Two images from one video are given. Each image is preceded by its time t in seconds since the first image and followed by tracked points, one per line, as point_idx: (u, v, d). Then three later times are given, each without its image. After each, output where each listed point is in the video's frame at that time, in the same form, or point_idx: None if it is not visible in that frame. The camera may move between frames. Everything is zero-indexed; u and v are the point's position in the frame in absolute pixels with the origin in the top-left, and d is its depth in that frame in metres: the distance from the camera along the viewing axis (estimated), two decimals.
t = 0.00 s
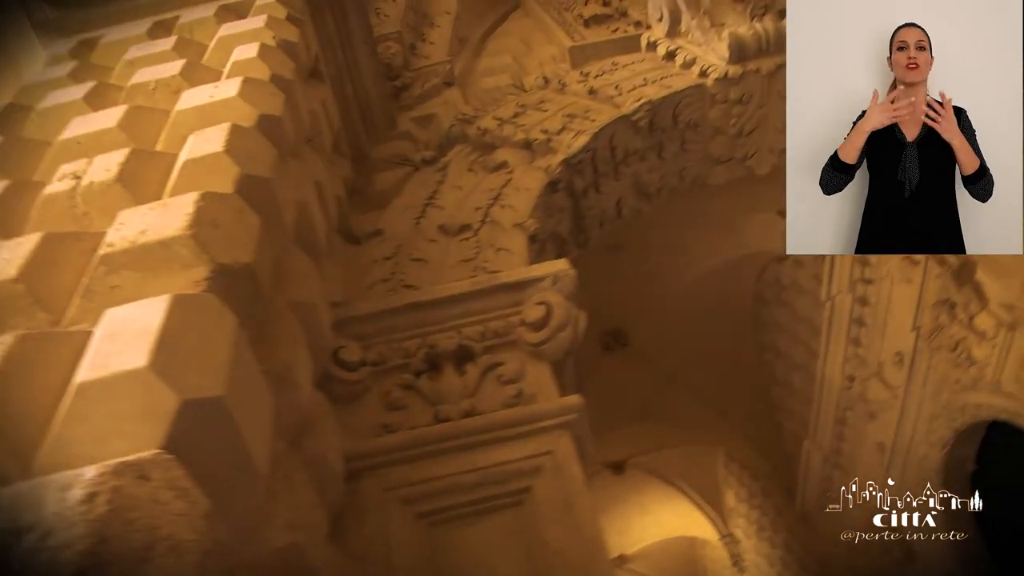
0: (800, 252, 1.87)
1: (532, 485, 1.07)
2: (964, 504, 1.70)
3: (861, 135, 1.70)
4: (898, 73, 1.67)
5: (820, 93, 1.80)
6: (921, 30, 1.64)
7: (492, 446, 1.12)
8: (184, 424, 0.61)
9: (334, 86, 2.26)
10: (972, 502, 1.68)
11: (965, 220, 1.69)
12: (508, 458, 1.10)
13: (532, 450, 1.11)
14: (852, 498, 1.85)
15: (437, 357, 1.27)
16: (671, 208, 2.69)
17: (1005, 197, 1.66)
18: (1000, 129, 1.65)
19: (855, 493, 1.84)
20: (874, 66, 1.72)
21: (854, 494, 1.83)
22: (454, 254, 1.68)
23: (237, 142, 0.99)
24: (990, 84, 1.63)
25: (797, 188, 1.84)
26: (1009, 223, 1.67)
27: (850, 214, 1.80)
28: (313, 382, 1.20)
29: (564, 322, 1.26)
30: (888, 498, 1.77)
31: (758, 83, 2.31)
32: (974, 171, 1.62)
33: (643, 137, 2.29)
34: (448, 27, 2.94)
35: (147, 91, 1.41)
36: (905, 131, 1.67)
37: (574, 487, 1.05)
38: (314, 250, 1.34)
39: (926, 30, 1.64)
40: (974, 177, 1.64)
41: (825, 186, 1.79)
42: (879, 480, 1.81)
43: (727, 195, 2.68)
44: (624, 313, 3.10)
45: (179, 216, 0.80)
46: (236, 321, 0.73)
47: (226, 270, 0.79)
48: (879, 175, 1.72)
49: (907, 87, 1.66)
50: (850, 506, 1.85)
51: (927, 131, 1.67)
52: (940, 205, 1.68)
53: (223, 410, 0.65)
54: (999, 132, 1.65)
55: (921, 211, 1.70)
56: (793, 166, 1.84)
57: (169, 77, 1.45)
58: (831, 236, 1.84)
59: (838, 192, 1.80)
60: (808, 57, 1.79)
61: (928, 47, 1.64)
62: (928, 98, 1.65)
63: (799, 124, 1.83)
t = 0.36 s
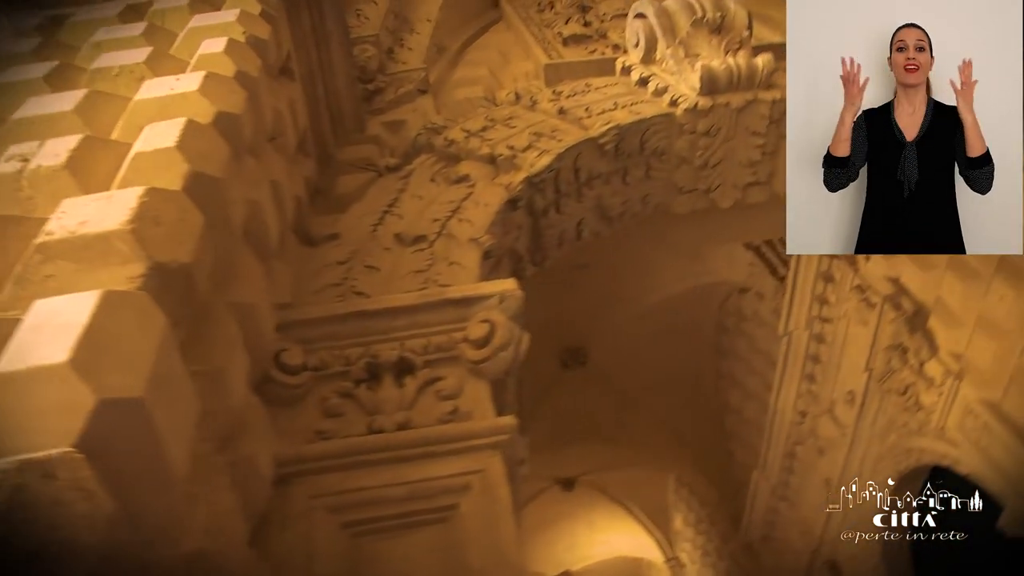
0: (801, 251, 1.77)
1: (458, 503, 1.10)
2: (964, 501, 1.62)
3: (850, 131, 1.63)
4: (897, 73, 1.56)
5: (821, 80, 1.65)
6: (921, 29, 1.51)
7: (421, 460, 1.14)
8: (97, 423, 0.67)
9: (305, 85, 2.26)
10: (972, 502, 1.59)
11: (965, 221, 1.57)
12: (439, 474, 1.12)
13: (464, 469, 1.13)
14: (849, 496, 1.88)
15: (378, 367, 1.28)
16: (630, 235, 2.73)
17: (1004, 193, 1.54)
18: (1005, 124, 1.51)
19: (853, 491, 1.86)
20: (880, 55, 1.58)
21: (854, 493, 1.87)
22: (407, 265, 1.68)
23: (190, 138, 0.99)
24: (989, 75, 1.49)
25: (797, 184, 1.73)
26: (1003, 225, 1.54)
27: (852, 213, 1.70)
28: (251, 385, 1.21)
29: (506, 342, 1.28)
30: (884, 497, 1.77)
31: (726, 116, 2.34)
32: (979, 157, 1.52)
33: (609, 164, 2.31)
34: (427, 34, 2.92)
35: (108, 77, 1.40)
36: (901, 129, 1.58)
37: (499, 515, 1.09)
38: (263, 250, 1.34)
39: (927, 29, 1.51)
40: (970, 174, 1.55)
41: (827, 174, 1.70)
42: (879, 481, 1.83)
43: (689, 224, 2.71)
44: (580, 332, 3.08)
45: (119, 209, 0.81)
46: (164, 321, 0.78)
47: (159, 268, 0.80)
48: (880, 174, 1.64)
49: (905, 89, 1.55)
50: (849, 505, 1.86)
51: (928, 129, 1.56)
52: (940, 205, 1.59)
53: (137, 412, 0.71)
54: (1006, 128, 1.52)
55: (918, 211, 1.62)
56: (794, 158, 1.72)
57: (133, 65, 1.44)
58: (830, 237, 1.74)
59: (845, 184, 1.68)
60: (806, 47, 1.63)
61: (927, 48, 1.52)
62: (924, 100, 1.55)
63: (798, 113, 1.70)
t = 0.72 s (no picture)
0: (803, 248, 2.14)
1: (386, 512, 1.17)
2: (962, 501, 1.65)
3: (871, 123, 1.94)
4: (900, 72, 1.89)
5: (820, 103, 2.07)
6: (922, 32, 1.87)
7: (352, 469, 1.20)
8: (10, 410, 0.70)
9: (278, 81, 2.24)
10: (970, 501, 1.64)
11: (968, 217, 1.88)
12: (373, 483, 1.19)
13: (396, 479, 1.20)
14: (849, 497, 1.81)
15: (320, 371, 1.31)
16: (585, 255, 2.74)
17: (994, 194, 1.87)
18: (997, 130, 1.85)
19: (853, 490, 1.80)
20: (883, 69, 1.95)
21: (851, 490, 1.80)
22: (360, 271, 1.70)
23: (145, 129, 0.99)
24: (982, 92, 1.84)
25: (798, 190, 2.13)
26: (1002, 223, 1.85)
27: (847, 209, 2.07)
28: (193, 380, 1.23)
29: (448, 356, 1.32)
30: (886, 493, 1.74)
31: (693, 145, 2.35)
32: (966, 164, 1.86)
33: (573, 184, 2.32)
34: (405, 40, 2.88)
35: (71, 59, 1.38)
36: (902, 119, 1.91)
37: (424, 521, 1.16)
38: (214, 246, 1.34)
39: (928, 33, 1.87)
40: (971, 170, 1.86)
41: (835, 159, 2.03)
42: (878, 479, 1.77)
43: (655, 246, 2.76)
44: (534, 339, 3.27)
45: (62, 199, 0.83)
46: (95, 317, 0.80)
47: (95, 261, 0.82)
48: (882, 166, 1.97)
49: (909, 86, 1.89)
50: (848, 507, 1.80)
51: (926, 132, 1.90)
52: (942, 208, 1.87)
53: (57, 405, 0.73)
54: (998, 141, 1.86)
55: (918, 206, 1.93)
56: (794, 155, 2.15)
57: (97, 48, 1.42)
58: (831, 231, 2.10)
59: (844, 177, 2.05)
60: (809, 80, 2.04)
61: (928, 50, 1.86)
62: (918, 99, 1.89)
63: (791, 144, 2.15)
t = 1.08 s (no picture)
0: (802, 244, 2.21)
1: (321, 516, 1.19)
2: (963, 504, 2.17)
3: (893, 85, 2.07)
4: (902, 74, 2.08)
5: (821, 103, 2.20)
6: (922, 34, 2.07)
7: (292, 469, 1.22)
8: None
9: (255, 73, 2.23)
10: (972, 503, 2.14)
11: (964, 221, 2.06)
12: (310, 486, 1.20)
13: (334, 482, 1.21)
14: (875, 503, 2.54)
15: (268, 369, 1.32)
16: (551, 272, 2.70)
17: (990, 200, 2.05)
18: (994, 131, 2.06)
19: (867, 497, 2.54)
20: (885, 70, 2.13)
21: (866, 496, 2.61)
22: (319, 270, 1.70)
23: (103, 117, 1.00)
24: (983, 94, 2.06)
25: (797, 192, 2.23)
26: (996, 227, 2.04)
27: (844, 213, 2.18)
28: (138, 370, 1.24)
29: (397, 363, 1.33)
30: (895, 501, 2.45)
31: (663, 166, 2.35)
32: (963, 171, 2.03)
33: (540, 199, 2.31)
34: (388, 41, 2.81)
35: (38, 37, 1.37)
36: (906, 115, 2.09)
37: (359, 533, 1.17)
38: (171, 236, 1.33)
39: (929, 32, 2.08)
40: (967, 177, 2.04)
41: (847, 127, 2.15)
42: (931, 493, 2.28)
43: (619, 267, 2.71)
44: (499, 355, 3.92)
45: (9, 180, 0.85)
46: (31, 300, 0.83)
47: (38, 244, 0.84)
48: (883, 167, 2.11)
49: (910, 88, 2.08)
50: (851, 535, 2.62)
51: (928, 133, 2.07)
52: (942, 213, 2.06)
53: None
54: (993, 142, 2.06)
55: (918, 207, 2.08)
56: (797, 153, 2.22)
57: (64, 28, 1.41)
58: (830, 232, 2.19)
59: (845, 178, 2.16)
60: (812, 77, 2.20)
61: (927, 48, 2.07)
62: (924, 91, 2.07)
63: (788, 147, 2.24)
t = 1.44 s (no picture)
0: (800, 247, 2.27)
1: (264, 512, 1.20)
2: (962, 504, 2.01)
3: (846, 78, 2.24)
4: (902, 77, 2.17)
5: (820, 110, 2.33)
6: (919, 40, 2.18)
7: (239, 464, 1.23)
8: None
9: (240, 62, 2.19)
10: (971, 502, 1.99)
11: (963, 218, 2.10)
12: (256, 482, 1.21)
13: (280, 479, 1.23)
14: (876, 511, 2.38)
15: (222, 361, 1.33)
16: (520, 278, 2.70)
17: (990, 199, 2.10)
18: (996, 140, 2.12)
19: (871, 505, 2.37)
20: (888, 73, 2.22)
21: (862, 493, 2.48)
22: (283, 266, 1.71)
23: (67, 101, 1.00)
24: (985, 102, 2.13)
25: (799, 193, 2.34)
26: (996, 225, 2.07)
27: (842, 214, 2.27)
28: (90, 356, 1.24)
29: (351, 364, 1.35)
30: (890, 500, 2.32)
31: (638, 184, 2.35)
32: (967, 168, 2.09)
33: (513, 209, 2.31)
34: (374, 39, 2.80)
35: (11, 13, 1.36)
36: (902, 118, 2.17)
37: (300, 529, 1.19)
38: (134, 223, 1.33)
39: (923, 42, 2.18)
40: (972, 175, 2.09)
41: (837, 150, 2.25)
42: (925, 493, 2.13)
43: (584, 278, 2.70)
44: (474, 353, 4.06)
45: None
46: None
47: None
48: (882, 168, 2.19)
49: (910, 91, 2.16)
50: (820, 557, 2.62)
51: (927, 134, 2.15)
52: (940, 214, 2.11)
53: None
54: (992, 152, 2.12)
55: (917, 210, 2.14)
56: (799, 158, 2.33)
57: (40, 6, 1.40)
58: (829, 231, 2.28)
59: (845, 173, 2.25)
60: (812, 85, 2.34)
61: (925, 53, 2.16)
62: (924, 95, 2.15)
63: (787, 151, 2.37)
